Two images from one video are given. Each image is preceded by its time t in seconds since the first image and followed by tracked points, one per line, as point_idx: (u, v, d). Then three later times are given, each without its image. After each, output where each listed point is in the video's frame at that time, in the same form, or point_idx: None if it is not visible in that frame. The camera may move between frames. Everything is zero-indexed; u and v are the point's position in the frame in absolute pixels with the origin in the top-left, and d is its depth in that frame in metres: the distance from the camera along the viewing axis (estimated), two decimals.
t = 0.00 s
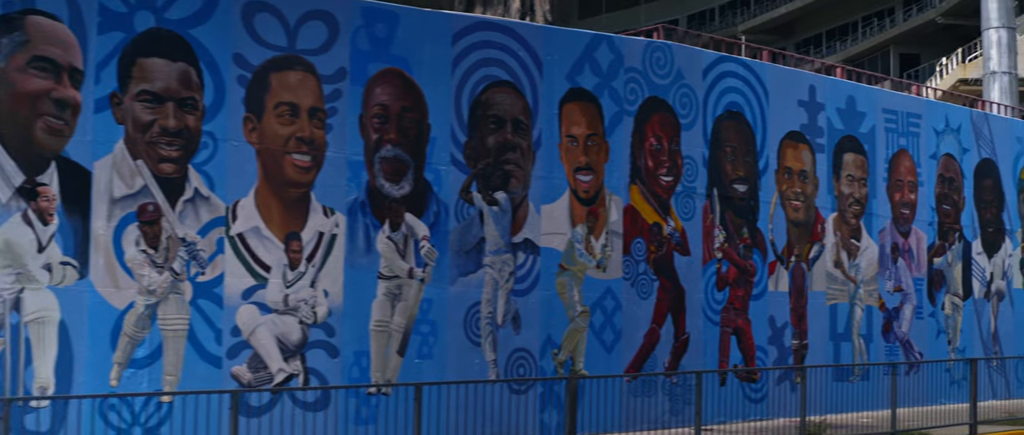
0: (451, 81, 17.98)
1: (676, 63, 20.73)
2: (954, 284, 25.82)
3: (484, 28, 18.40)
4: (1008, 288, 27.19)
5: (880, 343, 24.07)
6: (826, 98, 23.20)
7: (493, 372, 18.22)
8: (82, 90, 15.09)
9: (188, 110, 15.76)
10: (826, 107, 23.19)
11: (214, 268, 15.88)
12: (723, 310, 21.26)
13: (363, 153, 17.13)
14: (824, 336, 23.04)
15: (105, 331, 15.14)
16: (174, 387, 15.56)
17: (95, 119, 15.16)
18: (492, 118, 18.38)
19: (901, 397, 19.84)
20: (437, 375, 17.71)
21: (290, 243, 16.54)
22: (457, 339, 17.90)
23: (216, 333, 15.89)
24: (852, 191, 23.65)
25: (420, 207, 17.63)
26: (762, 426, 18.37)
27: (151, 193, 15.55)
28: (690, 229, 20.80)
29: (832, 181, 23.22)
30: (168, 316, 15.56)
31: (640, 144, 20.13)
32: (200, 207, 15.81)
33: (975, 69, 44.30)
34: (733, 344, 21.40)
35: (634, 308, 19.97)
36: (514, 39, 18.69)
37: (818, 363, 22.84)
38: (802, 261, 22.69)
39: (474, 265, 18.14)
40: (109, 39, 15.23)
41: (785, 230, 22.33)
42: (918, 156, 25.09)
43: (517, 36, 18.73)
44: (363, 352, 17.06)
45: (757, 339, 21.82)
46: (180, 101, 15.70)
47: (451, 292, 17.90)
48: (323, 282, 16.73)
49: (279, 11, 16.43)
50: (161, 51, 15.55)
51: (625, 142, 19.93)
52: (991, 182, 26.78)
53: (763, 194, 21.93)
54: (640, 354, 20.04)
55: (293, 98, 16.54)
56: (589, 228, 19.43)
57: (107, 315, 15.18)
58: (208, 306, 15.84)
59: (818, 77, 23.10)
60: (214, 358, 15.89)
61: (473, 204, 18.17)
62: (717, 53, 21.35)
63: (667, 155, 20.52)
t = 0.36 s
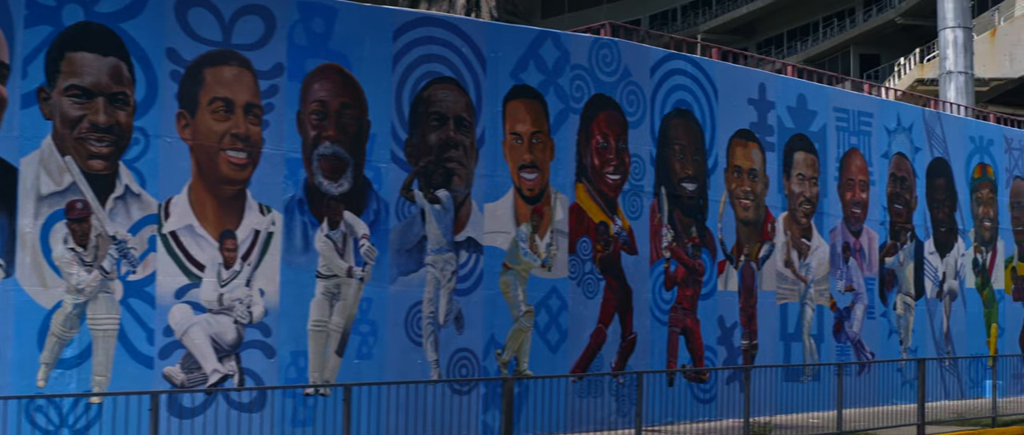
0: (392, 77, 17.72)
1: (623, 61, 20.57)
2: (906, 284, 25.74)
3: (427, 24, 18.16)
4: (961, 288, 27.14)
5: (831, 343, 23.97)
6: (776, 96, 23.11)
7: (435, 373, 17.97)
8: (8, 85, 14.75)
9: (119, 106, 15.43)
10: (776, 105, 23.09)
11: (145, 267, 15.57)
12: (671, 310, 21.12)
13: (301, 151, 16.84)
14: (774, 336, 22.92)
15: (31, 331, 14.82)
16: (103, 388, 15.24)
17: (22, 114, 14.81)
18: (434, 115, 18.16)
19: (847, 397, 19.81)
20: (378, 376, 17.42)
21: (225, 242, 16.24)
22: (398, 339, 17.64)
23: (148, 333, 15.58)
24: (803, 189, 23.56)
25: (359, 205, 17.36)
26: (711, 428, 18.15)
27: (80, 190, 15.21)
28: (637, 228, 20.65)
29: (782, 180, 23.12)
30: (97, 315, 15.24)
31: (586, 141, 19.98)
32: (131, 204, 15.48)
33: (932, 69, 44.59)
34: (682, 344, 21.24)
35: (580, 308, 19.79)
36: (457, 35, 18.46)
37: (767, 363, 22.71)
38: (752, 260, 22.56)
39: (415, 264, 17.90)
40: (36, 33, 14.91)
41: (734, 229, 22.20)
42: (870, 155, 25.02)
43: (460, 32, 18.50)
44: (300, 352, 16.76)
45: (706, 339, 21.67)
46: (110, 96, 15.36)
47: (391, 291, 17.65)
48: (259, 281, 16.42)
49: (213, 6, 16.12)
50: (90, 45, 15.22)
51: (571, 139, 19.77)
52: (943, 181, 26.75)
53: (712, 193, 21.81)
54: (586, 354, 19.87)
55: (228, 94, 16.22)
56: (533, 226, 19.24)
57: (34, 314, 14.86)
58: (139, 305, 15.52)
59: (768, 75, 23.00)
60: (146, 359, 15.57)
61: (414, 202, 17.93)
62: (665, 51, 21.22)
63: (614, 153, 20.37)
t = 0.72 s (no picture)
0: (349, 74, 17.46)
1: (588, 58, 20.42)
2: (878, 284, 25.52)
3: (386, 20, 17.91)
4: (934, 288, 26.88)
5: (802, 344, 23.74)
6: (744, 94, 22.94)
7: (394, 374, 17.67)
8: None
9: (65, 102, 15.13)
10: (744, 103, 22.93)
11: (93, 267, 15.24)
12: (637, 311, 20.90)
13: (255, 148, 16.52)
14: (743, 337, 22.69)
15: None
16: (49, 391, 14.92)
17: None
18: (392, 112, 17.92)
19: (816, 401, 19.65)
20: (335, 378, 17.11)
21: (176, 241, 15.89)
22: (356, 340, 17.33)
23: (96, 334, 15.24)
24: (772, 189, 23.38)
25: (315, 204, 17.05)
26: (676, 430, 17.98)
27: (26, 188, 14.88)
28: (602, 227, 20.45)
29: (750, 179, 22.93)
30: (43, 316, 14.93)
31: (550, 139, 19.80)
32: (78, 203, 15.16)
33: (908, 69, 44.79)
34: (648, 345, 21.02)
35: (544, 308, 19.54)
36: (417, 31, 18.22)
37: (736, 364, 22.48)
38: (720, 260, 22.36)
39: (373, 264, 17.61)
40: None
41: (702, 228, 22.02)
42: (841, 154, 24.82)
43: (420, 28, 18.27)
44: (254, 354, 16.41)
45: (672, 340, 21.46)
46: (56, 92, 15.07)
47: (348, 292, 17.33)
48: (212, 281, 16.06)
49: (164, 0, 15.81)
50: (36, 40, 14.90)
51: (534, 137, 19.56)
52: (916, 181, 26.51)
53: (678, 192, 21.64)
54: (549, 356, 19.63)
55: (179, 91, 15.91)
56: (495, 226, 19.00)
57: None
58: (86, 306, 15.19)
59: (736, 73, 22.84)
60: (94, 360, 15.24)
61: (373, 201, 17.65)
62: (630, 47, 21.07)
63: (578, 151, 20.19)
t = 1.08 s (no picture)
0: (321, 67, 17.17)
1: (567, 51, 20.16)
2: (864, 281, 25.25)
3: (358, 12, 17.63)
4: (921, 286, 26.60)
5: (786, 342, 23.46)
6: (727, 89, 22.67)
7: (367, 372, 17.37)
8: None
9: (27, 93, 14.88)
10: (727, 98, 22.66)
11: (56, 262, 14.99)
12: (617, 308, 20.62)
13: (224, 141, 16.21)
14: (726, 335, 22.41)
15: None
16: (10, 388, 14.68)
17: None
18: (365, 106, 17.62)
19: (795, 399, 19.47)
20: (306, 376, 16.80)
21: (142, 236, 15.61)
22: (327, 337, 17.02)
23: (58, 331, 14.99)
24: (755, 185, 23.11)
25: (286, 199, 16.74)
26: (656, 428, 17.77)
27: None
28: (581, 223, 20.18)
29: (733, 175, 22.66)
30: (4, 311, 14.69)
31: (528, 134, 19.52)
32: (40, 197, 14.91)
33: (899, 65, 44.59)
34: (628, 343, 20.75)
35: (521, 305, 19.24)
36: (391, 24, 17.94)
37: (719, 362, 22.20)
38: (702, 257, 22.08)
39: (346, 260, 17.30)
40: None
41: (683, 225, 21.75)
42: (825, 150, 24.56)
43: (394, 21, 17.98)
44: (222, 352, 16.09)
45: (653, 338, 21.19)
46: (18, 83, 14.81)
47: (320, 289, 17.01)
48: (179, 276, 15.76)
49: None
50: None
51: (511, 131, 19.28)
52: (902, 177, 26.23)
53: (659, 187, 21.38)
54: (527, 354, 19.31)
55: (146, 83, 15.62)
56: (471, 221, 18.72)
57: None
58: (48, 302, 14.94)
59: (719, 68, 22.57)
60: (56, 358, 14.98)
61: (345, 196, 17.35)
62: (610, 41, 20.82)
63: (556, 146, 19.91)
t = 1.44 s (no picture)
0: (294, 63, 16.87)
1: (547, 48, 19.86)
2: (851, 282, 24.96)
3: (332, 8, 17.32)
4: (908, 286, 26.31)
5: (770, 344, 23.17)
6: (711, 87, 22.39)
7: (339, 374, 17.07)
8: None
9: None
10: (711, 96, 22.38)
11: (18, 261, 14.70)
12: (597, 308, 20.33)
13: (192, 139, 15.91)
14: (709, 336, 22.11)
15: None
16: None
17: None
18: (339, 103, 17.32)
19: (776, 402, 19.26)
20: (277, 379, 16.50)
21: (107, 235, 15.32)
22: (299, 338, 16.72)
23: (21, 332, 14.69)
24: (740, 184, 22.82)
25: (257, 197, 16.43)
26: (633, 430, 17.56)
27: None
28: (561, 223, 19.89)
29: (717, 174, 22.38)
30: None
31: (507, 132, 19.22)
32: (2, 195, 14.63)
33: (891, 65, 44.32)
34: (609, 345, 20.46)
35: (499, 306, 18.94)
36: (365, 20, 17.64)
37: (702, 363, 21.91)
38: (685, 257, 21.79)
39: (319, 260, 17.00)
40: None
41: (666, 225, 21.46)
42: (811, 149, 24.27)
43: (368, 17, 17.69)
44: (190, 353, 15.80)
45: (635, 339, 20.90)
46: None
47: (291, 289, 16.71)
48: (145, 276, 15.49)
49: None
50: None
51: (489, 129, 18.98)
52: (889, 176, 25.94)
53: (641, 186, 21.09)
54: (505, 355, 19.01)
55: (112, 79, 15.32)
56: (448, 221, 18.42)
57: None
58: (10, 302, 14.64)
59: (702, 66, 22.28)
60: (18, 359, 14.67)
61: (318, 195, 17.04)
62: (591, 39, 20.53)
63: (536, 144, 19.61)
